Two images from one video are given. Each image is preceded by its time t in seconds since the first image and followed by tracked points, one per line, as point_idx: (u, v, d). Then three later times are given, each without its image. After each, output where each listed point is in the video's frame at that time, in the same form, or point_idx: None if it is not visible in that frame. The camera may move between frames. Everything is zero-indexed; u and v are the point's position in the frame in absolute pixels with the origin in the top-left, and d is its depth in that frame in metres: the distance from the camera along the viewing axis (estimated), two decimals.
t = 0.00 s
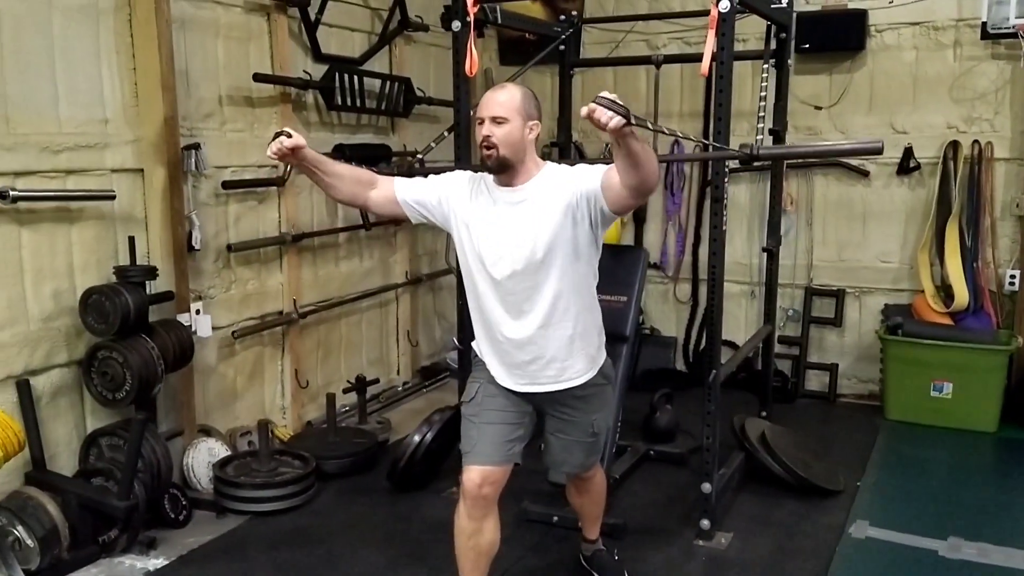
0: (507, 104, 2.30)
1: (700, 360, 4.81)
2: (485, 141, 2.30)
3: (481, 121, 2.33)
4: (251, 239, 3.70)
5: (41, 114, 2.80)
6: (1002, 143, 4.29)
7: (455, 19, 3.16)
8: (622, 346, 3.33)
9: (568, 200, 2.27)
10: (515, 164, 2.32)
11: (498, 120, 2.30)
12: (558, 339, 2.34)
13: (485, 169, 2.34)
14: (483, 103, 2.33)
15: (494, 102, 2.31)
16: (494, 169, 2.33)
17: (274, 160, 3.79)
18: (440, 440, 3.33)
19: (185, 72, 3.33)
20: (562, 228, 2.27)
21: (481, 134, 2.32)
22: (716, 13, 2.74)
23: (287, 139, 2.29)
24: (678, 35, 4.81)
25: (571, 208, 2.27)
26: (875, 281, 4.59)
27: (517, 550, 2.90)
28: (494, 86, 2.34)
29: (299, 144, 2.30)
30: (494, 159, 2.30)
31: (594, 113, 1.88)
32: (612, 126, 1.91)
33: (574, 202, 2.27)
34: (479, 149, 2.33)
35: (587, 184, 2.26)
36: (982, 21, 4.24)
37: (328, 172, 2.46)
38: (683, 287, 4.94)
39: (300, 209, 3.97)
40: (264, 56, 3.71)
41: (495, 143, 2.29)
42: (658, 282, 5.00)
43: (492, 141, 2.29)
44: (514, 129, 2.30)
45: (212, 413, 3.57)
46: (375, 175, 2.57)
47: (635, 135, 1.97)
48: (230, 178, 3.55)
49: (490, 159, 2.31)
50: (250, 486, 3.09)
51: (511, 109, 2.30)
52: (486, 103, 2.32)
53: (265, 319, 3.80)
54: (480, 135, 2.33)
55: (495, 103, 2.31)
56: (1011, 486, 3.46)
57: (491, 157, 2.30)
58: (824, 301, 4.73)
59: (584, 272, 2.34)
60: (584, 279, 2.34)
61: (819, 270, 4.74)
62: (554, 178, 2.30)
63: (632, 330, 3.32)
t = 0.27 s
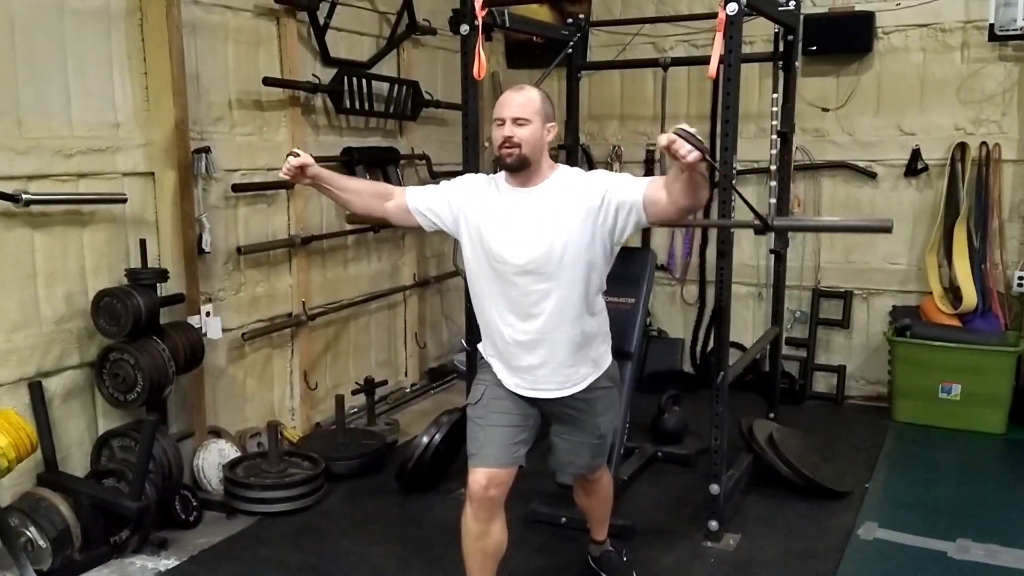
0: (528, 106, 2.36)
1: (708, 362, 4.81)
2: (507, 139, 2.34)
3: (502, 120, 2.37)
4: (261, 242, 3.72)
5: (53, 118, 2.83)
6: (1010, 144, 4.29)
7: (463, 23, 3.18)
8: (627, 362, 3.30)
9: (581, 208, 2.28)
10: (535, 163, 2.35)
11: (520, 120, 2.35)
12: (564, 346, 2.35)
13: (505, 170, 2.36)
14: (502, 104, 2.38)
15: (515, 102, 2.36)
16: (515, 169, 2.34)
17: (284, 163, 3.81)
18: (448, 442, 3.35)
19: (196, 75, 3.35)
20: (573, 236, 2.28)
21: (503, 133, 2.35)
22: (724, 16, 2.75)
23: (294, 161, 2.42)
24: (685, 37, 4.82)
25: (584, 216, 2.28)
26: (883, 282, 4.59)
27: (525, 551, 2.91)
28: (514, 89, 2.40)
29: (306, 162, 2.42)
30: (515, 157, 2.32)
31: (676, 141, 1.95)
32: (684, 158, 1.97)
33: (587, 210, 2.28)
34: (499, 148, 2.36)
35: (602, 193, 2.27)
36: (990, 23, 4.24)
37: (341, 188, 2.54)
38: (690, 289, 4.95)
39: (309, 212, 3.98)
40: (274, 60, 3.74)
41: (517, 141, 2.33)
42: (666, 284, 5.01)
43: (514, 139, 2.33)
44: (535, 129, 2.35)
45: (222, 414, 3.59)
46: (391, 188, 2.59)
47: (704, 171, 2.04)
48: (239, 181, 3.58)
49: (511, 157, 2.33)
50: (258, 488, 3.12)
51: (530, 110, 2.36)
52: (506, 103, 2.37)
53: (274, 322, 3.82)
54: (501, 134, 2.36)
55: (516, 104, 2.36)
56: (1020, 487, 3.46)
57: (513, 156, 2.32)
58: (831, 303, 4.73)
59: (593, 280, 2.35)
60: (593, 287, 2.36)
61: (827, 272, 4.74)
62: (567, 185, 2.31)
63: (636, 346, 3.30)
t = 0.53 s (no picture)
0: (546, 106, 2.35)
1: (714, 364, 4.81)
2: (529, 140, 2.32)
3: (520, 121, 2.35)
4: (268, 243, 3.74)
5: (62, 121, 2.84)
6: (1016, 146, 4.28)
7: (470, 25, 3.19)
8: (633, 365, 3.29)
9: (598, 210, 2.30)
10: (555, 162, 2.36)
11: (539, 120, 2.34)
12: (573, 349, 2.36)
13: (525, 168, 2.34)
14: (518, 105, 2.36)
15: (533, 103, 2.35)
16: (537, 169, 2.34)
17: (290, 165, 3.82)
18: (455, 443, 3.35)
19: (203, 78, 3.37)
20: (589, 238, 2.30)
21: (523, 134, 2.33)
22: (730, 18, 2.75)
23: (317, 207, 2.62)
24: (691, 40, 4.83)
25: (600, 219, 2.30)
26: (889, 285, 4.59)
27: (532, 553, 2.91)
28: (525, 89, 2.38)
29: (327, 206, 2.61)
30: (539, 157, 2.31)
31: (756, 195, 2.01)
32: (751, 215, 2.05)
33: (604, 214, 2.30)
34: (520, 149, 2.33)
35: (620, 198, 2.30)
36: (996, 25, 4.23)
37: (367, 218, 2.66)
38: (696, 292, 4.95)
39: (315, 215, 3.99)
40: (281, 63, 3.75)
41: (541, 141, 2.32)
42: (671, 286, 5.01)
43: (538, 139, 2.32)
44: (555, 128, 2.35)
45: (228, 416, 3.60)
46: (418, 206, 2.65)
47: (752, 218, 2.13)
48: (246, 184, 3.59)
49: (534, 156, 2.31)
50: (265, 489, 3.12)
51: (549, 111, 2.35)
52: (523, 104, 2.35)
53: (281, 323, 3.83)
54: (521, 135, 2.34)
55: (533, 105, 2.34)
56: None
57: (537, 156, 2.31)
58: (837, 305, 4.73)
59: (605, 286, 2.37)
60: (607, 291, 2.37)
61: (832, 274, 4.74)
62: (584, 188, 2.33)
63: (642, 348, 3.30)
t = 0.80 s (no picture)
0: (539, 112, 2.31)
1: (717, 366, 4.81)
2: (522, 148, 2.31)
3: (514, 130, 2.33)
4: (273, 245, 3.75)
5: (68, 123, 2.85)
6: (1020, 148, 4.28)
7: (474, 27, 3.20)
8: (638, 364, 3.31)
9: (610, 208, 2.31)
10: (551, 166, 2.34)
11: (532, 128, 2.31)
12: (585, 346, 2.36)
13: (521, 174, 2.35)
14: (512, 113, 2.33)
15: (525, 110, 2.32)
16: (532, 174, 2.33)
17: (295, 167, 3.83)
18: (459, 445, 3.36)
19: (208, 81, 3.38)
20: (602, 235, 2.32)
21: (516, 143, 2.32)
22: (733, 20, 2.76)
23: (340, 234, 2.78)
24: (694, 42, 4.83)
25: (613, 215, 2.31)
26: (893, 287, 4.59)
27: (537, 554, 2.92)
28: (521, 95, 2.34)
29: (347, 231, 2.77)
30: (532, 165, 2.31)
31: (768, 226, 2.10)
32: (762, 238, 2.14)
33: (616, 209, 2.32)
34: (514, 157, 2.33)
35: (632, 194, 2.32)
36: (1000, 27, 4.24)
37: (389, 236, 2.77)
38: (700, 293, 4.95)
39: (320, 217, 4.00)
40: (285, 65, 3.76)
41: (535, 149, 2.30)
42: (675, 288, 5.01)
43: (530, 148, 2.30)
44: (549, 135, 2.32)
45: (233, 417, 3.61)
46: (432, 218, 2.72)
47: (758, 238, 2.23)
48: (251, 186, 3.60)
49: (526, 164, 2.31)
50: (270, 490, 3.13)
51: (543, 117, 2.31)
52: (516, 112, 2.33)
53: (285, 325, 3.84)
54: (514, 144, 2.33)
55: (526, 112, 2.31)
56: None
57: (529, 164, 2.31)
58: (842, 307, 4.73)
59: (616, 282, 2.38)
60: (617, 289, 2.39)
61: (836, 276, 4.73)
62: (594, 184, 2.34)
63: (647, 347, 3.31)
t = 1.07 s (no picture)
0: (546, 104, 2.31)
1: (720, 367, 4.80)
2: (526, 139, 2.30)
3: (520, 121, 2.33)
4: (275, 246, 3.75)
5: (70, 123, 2.85)
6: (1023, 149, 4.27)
7: (476, 28, 3.20)
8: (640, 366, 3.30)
9: (613, 206, 2.31)
10: (555, 159, 2.33)
11: (538, 119, 2.30)
12: (589, 343, 2.36)
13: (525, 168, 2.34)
14: (520, 105, 2.34)
15: (532, 102, 2.32)
16: (535, 167, 2.32)
17: (297, 168, 3.83)
18: (461, 446, 3.35)
19: (210, 81, 3.38)
20: (606, 232, 2.31)
21: (522, 134, 2.31)
22: (736, 21, 2.76)
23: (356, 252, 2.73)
24: (697, 42, 4.83)
25: (617, 213, 2.31)
26: (896, 288, 4.58)
27: (539, 555, 2.91)
28: (530, 88, 2.35)
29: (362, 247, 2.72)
30: (535, 156, 2.30)
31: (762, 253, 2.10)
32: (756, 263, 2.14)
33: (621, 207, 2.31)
34: (518, 148, 2.33)
35: (635, 193, 2.32)
36: (1003, 27, 4.23)
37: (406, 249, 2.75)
38: (702, 294, 4.95)
39: (321, 217, 4.00)
40: (288, 66, 3.76)
41: (539, 140, 2.29)
42: (677, 289, 5.00)
43: (534, 139, 2.29)
44: (554, 127, 2.31)
45: (235, 418, 3.61)
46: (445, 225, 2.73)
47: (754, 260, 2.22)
48: (253, 186, 3.60)
49: (530, 156, 2.30)
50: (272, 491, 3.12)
51: (550, 109, 2.31)
52: (524, 104, 2.33)
53: (287, 326, 3.84)
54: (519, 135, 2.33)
55: (533, 104, 2.31)
56: None
57: (534, 156, 2.30)
58: (844, 307, 4.72)
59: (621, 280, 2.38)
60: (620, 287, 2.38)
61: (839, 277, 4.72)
62: (600, 181, 2.34)
63: (649, 349, 3.30)
